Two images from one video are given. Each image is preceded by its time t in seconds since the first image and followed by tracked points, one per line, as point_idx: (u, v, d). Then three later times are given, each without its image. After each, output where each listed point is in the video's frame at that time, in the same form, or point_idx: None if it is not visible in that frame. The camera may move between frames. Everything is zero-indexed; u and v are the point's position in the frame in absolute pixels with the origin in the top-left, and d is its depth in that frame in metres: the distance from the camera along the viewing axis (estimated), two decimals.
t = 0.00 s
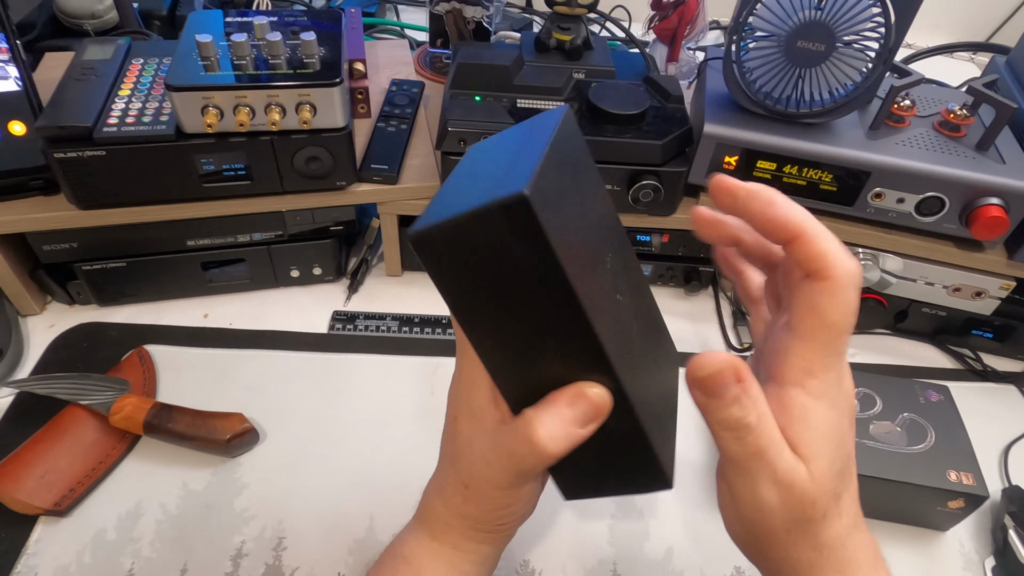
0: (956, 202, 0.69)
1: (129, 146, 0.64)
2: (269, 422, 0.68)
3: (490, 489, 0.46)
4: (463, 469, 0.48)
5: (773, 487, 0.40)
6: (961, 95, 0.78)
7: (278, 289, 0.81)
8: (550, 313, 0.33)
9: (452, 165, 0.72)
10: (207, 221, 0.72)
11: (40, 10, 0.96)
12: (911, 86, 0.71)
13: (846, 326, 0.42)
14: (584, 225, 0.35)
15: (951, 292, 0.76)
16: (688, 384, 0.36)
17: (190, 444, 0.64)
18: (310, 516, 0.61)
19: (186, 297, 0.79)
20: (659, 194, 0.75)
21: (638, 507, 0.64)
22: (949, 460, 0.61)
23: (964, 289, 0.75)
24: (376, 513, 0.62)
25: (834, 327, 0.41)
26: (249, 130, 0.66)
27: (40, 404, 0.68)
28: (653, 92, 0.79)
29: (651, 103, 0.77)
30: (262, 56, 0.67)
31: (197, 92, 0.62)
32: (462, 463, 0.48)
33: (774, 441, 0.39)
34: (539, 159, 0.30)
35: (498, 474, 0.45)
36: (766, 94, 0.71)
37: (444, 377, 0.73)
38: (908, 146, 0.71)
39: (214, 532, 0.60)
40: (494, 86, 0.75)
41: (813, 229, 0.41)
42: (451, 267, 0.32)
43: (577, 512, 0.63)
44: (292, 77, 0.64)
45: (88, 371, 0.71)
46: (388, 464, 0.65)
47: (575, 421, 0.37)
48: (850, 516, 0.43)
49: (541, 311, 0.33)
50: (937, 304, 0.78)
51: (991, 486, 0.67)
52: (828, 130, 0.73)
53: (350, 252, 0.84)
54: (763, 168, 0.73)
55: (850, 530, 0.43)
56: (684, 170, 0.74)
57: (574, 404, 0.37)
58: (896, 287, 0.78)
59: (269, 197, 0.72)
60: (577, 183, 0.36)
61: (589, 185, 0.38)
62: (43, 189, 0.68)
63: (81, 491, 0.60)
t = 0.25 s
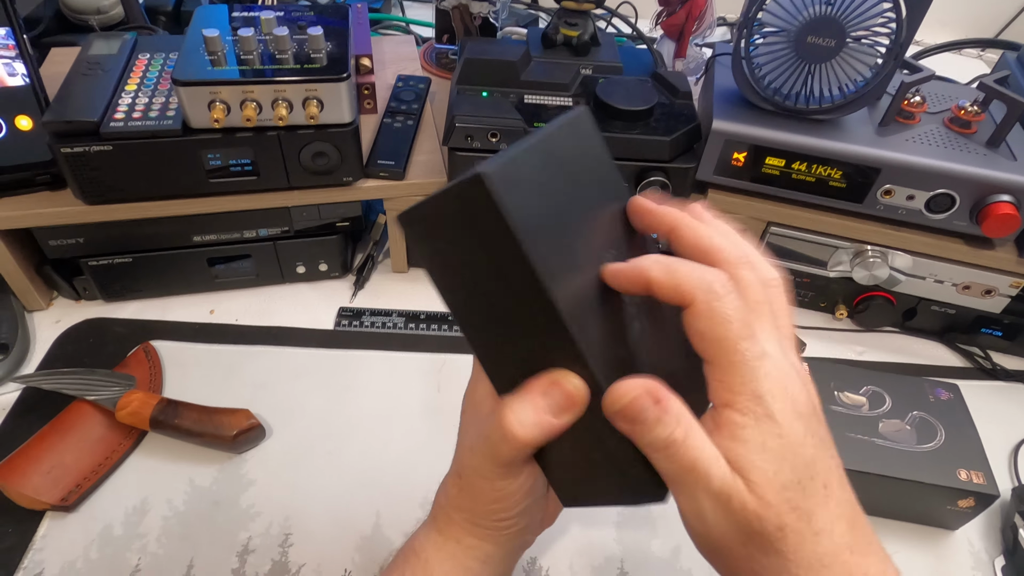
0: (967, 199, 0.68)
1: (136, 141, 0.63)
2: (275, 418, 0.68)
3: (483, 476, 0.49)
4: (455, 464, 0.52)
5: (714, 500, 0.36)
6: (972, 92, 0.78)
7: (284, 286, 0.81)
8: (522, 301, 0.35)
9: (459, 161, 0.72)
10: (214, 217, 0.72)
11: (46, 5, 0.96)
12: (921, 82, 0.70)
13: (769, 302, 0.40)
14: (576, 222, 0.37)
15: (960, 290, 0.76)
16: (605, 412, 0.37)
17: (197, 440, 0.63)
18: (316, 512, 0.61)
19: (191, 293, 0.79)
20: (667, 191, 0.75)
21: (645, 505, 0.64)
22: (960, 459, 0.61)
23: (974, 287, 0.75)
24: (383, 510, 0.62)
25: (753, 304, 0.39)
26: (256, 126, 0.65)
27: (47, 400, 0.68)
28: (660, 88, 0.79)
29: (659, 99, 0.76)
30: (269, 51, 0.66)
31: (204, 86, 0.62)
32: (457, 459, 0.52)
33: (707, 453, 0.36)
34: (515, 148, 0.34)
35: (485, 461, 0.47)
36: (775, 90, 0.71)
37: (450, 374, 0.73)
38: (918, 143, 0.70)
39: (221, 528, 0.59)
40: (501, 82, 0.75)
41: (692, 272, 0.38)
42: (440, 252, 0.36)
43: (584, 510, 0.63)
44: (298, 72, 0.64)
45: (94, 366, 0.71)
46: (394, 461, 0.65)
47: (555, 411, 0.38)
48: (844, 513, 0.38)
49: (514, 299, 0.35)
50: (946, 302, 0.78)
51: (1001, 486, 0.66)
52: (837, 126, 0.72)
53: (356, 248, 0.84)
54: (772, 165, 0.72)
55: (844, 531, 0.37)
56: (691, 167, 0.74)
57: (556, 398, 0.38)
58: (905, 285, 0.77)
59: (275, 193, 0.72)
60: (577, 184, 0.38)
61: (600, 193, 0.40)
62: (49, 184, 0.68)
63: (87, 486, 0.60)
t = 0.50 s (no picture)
0: (969, 198, 0.68)
1: (135, 138, 0.63)
2: (275, 417, 0.68)
3: (475, 463, 0.52)
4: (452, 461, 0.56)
5: (682, 506, 0.37)
6: (974, 91, 0.77)
7: (283, 284, 0.81)
8: (515, 286, 0.38)
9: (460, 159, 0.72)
10: (213, 215, 0.72)
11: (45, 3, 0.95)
12: (923, 80, 0.70)
13: (733, 330, 0.41)
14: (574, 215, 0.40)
15: (962, 290, 0.76)
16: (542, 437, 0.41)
17: (195, 438, 0.63)
18: (315, 511, 0.61)
19: (191, 292, 0.79)
20: (668, 189, 0.74)
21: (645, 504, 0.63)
22: (961, 460, 0.61)
23: (976, 287, 0.75)
24: (382, 509, 0.62)
25: (728, 329, 0.41)
26: (256, 123, 0.65)
27: (46, 398, 0.68)
28: (662, 87, 0.78)
29: (660, 98, 0.76)
30: (269, 49, 0.66)
31: (203, 84, 0.61)
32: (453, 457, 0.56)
33: (650, 463, 0.37)
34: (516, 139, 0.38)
35: (474, 445, 0.51)
36: (777, 89, 0.71)
37: (450, 374, 0.73)
38: (920, 142, 0.70)
39: (219, 527, 0.59)
40: (502, 80, 0.75)
41: (702, 265, 0.43)
42: (444, 239, 0.39)
43: (583, 510, 0.63)
44: (298, 69, 0.63)
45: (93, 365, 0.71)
46: (394, 460, 0.65)
47: (524, 389, 0.41)
48: (821, 528, 0.36)
49: (509, 284, 0.38)
50: (948, 302, 0.78)
51: (1003, 486, 0.66)
52: (839, 125, 0.72)
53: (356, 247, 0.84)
54: (773, 163, 0.72)
55: (821, 545, 0.35)
56: (692, 165, 0.73)
57: (523, 377, 0.40)
58: (906, 284, 0.77)
59: (275, 191, 0.71)
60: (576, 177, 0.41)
61: (602, 189, 0.42)
62: (48, 181, 0.68)
63: (86, 485, 0.60)
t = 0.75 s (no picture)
0: (977, 194, 0.68)
1: (141, 129, 0.63)
2: (281, 410, 0.67)
3: (487, 440, 0.55)
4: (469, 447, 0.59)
5: (664, 486, 0.39)
6: (982, 87, 0.77)
7: (288, 277, 0.81)
8: (528, 278, 0.43)
9: (467, 152, 0.71)
10: (219, 207, 0.71)
11: None
12: (933, 76, 0.70)
13: (717, 321, 0.42)
14: (587, 227, 0.45)
15: (968, 287, 0.76)
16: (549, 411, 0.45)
17: (201, 431, 0.63)
18: (322, 504, 0.61)
19: (195, 284, 0.79)
20: (675, 184, 0.74)
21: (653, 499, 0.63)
22: (968, 455, 0.61)
23: (982, 283, 0.75)
24: (389, 503, 0.61)
25: (714, 322, 0.42)
26: (263, 115, 0.65)
27: (50, 390, 0.67)
28: (670, 81, 0.78)
29: (668, 92, 0.76)
30: (276, 40, 0.66)
31: (210, 74, 0.61)
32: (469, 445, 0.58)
33: (633, 444, 0.40)
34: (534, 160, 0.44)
35: (486, 421, 0.53)
36: (785, 84, 0.70)
37: (456, 368, 0.72)
38: (929, 138, 0.70)
39: (226, 520, 0.59)
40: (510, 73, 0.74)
41: (692, 262, 0.44)
42: (473, 250, 0.47)
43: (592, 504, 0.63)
44: (306, 61, 0.63)
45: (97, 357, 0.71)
46: (401, 454, 0.65)
47: (522, 366, 0.45)
48: (796, 511, 0.37)
49: (525, 283, 0.43)
50: (954, 299, 0.78)
51: (1009, 483, 0.66)
52: (847, 121, 0.72)
53: (361, 240, 0.84)
54: (782, 159, 0.72)
55: (793, 528, 0.37)
56: (701, 160, 0.73)
57: (523, 357, 0.45)
58: (913, 281, 0.77)
59: (281, 183, 0.71)
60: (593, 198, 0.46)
61: (613, 205, 0.48)
62: (53, 172, 0.67)
63: (91, 477, 0.60)
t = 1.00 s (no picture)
0: (987, 198, 0.68)
1: (154, 126, 0.62)
2: (291, 408, 0.67)
3: (488, 431, 0.54)
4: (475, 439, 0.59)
5: (667, 438, 0.38)
6: (991, 91, 0.78)
7: (297, 276, 0.80)
8: (512, 267, 0.44)
9: (479, 152, 0.71)
10: (229, 205, 0.71)
11: None
12: (943, 80, 0.70)
13: (693, 282, 0.41)
14: (567, 216, 0.46)
15: (976, 290, 0.76)
16: (547, 394, 0.44)
17: (211, 430, 0.63)
18: (333, 503, 0.61)
19: (204, 282, 0.78)
20: (687, 185, 0.74)
21: (663, 500, 0.63)
22: (979, 458, 0.61)
23: (990, 287, 0.75)
24: (400, 502, 0.61)
25: (689, 284, 0.41)
26: (276, 113, 0.65)
27: (59, 387, 0.67)
28: (681, 83, 0.78)
29: (679, 94, 0.76)
30: (289, 38, 0.66)
31: (224, 72, 0.61)
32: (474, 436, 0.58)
33: (629, 400, 0.40)
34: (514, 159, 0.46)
35: (487, 412, 0.53)
36: (797, 87, 0.71)
37: (466, 367, 0.72)
38: (939, 141, 0.70)
39: (237, 519, 0.59)
40: (521, 73, 0.74)
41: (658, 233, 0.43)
42: (461, 249, 0.48)
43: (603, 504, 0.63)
44: (320, 59, 0.63)
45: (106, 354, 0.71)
46: (411, 453, 0.65)
47: (519, 357, 0.45)
48: (802, 442, 0.37)
49: (512, 274, 0.44)
50: (962, 302, 0.78)
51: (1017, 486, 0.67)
52: (858, 124, 0.72)
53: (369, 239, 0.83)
54: (793, 161, 0.72)
55: (799, 458, 0.36)
56: (712, 162, 0.73)
57: (519, 348, 0.45)
58: (921, 284, 0.77)
59: (292, 181, 0.71)
60: (573, 188, 0.47)
61: (595, 196, 0.49)
62: (63, 169, 0.67)
63: (101, 475, 0.59)
